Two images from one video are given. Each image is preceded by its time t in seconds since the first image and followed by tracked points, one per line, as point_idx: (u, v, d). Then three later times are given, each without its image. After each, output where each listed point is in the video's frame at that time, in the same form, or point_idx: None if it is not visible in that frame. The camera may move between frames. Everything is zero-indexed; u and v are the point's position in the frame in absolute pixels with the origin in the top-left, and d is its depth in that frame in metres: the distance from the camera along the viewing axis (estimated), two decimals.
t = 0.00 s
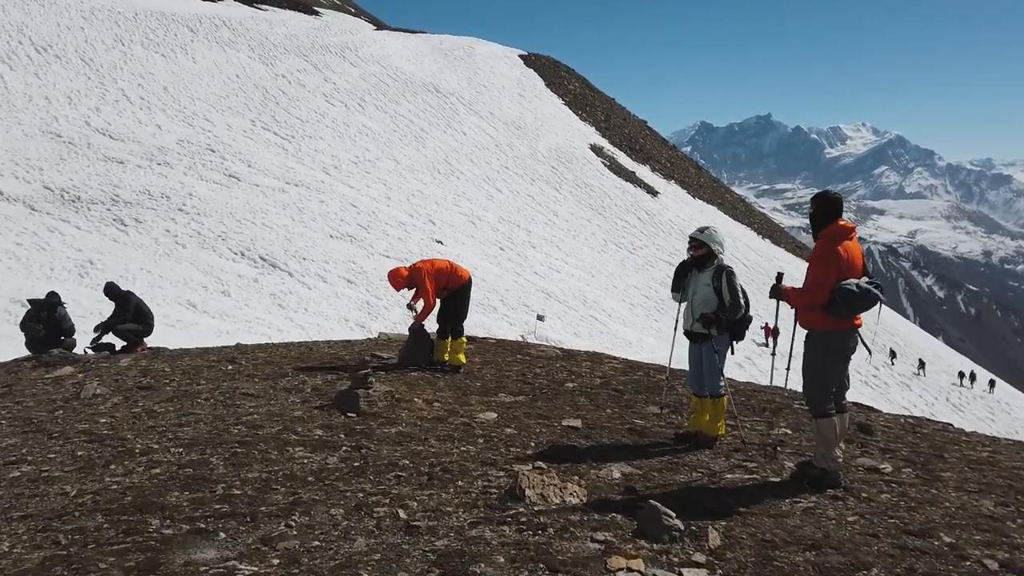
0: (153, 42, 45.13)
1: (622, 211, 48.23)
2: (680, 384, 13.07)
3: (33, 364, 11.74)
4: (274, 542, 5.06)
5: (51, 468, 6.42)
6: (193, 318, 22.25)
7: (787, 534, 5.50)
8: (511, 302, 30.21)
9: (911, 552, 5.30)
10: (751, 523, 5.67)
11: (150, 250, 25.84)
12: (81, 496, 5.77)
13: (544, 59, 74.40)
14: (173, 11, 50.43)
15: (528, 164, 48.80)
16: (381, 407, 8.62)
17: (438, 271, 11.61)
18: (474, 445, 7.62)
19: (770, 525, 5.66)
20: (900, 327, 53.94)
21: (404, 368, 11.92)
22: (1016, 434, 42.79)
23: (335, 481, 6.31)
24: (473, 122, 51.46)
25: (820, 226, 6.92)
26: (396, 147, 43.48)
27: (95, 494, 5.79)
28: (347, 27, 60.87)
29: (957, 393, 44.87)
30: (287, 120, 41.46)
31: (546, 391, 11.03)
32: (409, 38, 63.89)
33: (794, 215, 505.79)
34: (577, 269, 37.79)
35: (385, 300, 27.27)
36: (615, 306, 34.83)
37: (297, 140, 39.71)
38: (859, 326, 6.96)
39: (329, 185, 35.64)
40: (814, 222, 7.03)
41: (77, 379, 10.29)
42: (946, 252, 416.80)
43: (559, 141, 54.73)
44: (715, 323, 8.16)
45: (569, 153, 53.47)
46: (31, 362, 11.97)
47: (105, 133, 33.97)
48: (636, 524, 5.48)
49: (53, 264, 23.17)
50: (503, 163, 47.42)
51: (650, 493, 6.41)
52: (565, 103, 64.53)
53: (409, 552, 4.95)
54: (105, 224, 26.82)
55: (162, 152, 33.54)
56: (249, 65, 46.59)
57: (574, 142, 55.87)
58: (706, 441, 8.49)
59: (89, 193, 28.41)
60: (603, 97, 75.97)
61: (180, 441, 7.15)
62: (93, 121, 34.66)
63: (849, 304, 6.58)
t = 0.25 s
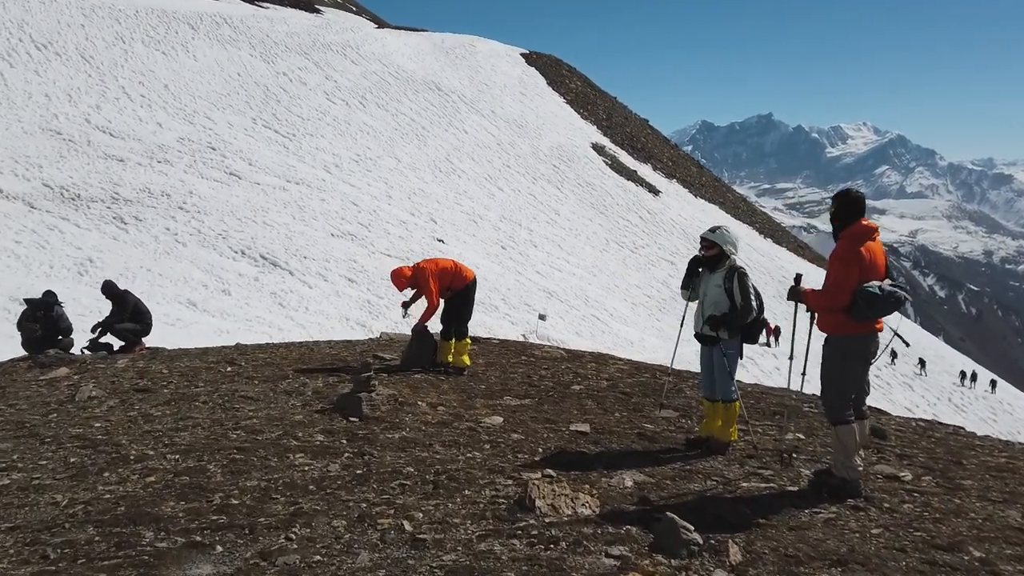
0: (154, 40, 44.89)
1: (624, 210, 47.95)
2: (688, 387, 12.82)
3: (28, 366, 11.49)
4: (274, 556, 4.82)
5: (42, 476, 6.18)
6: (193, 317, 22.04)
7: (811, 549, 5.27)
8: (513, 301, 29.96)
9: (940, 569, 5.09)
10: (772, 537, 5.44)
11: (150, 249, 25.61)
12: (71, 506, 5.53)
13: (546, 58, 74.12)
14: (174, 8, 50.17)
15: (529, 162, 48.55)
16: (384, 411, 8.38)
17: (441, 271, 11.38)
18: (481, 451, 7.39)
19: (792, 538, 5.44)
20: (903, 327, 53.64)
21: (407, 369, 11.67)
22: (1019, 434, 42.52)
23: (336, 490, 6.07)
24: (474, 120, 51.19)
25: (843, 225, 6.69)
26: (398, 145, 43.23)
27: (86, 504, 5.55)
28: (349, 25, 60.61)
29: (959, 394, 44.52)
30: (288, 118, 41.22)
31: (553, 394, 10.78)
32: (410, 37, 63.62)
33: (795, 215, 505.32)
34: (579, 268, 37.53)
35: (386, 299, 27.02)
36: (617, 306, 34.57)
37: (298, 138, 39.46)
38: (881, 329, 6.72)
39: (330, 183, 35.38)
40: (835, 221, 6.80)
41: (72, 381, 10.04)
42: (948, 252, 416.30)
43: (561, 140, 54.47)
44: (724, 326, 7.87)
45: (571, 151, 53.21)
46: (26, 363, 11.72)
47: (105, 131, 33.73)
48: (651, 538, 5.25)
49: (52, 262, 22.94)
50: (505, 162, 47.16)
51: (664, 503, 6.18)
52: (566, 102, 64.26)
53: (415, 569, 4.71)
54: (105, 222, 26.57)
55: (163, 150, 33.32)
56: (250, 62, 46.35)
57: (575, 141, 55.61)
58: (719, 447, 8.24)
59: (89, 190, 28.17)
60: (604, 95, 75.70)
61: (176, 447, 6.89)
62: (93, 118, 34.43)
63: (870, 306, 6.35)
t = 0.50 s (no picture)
0: (154, 37, 44.68)
1: (625, 209, 47.74)
2: (692, 388, 12.62)
3: (21, 366, 11.30)
4: (266, 569, 4.62)
5: (29, 482, 5.98)
6: (193, 316, 21.86)
7: (826, 562, 5.08)
8: (514, 300, 29.77)
9: None
10: (785, 549, 5.26)
11: (150, 247, 25.42)
12: (57, 515, 5.32)
13: (547, 56, 73.87)
14: (174, 6, 49.95)
15: (531, 161, 48.34)
16: (383, 414, 8.19)
17: (441, 271, 11.20)
18: (483, 457, 7.20)
19: (805, 551, 5.25)
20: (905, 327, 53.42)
21: (406, 371, 11.46)
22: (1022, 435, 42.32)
23: (333, 497, 5.88)
24: (475, 119, 50.98)
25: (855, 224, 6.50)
26: (398, 144, 43.02)
27: (73, 513, 5.36)
28: (349, 23, 60.39)
29: (961, 393, 44.20)
30: (288, 116, 41.02)
31: (555, 396, 10.57)
32: (411, 35, 63.42)
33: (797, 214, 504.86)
34: (580, 267, 37.34)
35: (386, 298, 26.83)
36: (618, 305, 34.38)
37: (299, 137, 39.25)
38: (894, 333, 6.52)
39: (330, 181, 35.18)
40: (847, 221, 6.60)
41: (66, 382, 9.84)
42: (949, 251, 415.77)
43: (562, 139, 54.26)
44: (731, 328, 7.66)
45: (572, 150, 52.98)
46: (20, 363, 11.52)
47: (105, 129, 33.54)
48: (659, 549, 5.07)
49: (51, 261, 22.75)
50: (506, 161, 46.94)
51: (672, 512, 5.98)
52: (567, 101, 64.04)
53: None
54: (104, 220, 26.37)
55: (163, 148, 33.12)
56: (250, 60, 46.16)
57: (577, 139, 55.39)
58: (726, 451, 8.04)
59: (88, 189, 27.99)
60: (605, 94, 75.45)
61: (168, 452, 6.69)
62: (93, 116, 34.24)
63: (884, 308, 6.15)
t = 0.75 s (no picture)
0: (153, 36, 44.43)
1: (626, 208, 47.49)
2: (694, 389, 12.36)
3: (10, 367, 11.05)
4: None
5: (5, 489, 5.74)
6: (190, 315, 21.64)
7: (836, 573, 4.85)
8: (514, 299, 29.54)
9: None
10: (792, 559, 5.02)
11: (148, 246, 25.20)
12: (31, 524, 5.08)
13: (547, 54, 73.60)
14: (173, 4, 49.70)
15: (531, 160, 48.08)
16: (376, 416, 7.95)
17: (437, 270, 10.93)
18: (478, 461, 6.96)
19: (814, 561, 5.01)
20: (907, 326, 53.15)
21: (402, 371, 11.23)
22: None
23: (321, 504, 5.64)
24: (476, 118, 50.73)
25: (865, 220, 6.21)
26: (398, 142, 42.78)
27: (47, 522, 5.12)
28: (349, 21, 60.13)
29: (963, 393, 43.71)
30: (288, 115, 40.77)
31: (554, 398, 10.31)
32: (411, 33, 63.16)
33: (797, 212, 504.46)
34: (581, 266, 37.10)
35: (386, 297, 26.60)
36: (619, 305, 34.15)
37: (298, 135, 39.01)
38: (902, 332, 6.26)
39: (330, 180, 34.95)
40: (854, 216, 6.32)
41: (53, 383, 9.60)
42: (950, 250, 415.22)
43: (563, 137, 54.00)
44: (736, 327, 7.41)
45: (573, 149, 52.73)
46: (8, 364, 11.28)
47: (103, 127, 33.31)
48: (661, 561, 4.83)
49: (47, 259, 22.53)
50: (506, 159, 46.68)
51: (674, 519, 5.75)
52: (568, 99, 63.78)
53: None
54: (102, 218, 26.14)
55: (161, 147, 32.89)
56: (250, 59, 45.92)
57: (578, 138, 55.15)
58: (730, 455, 7.78)
59: (86, 187, 27.76)
60: (606, 93, 75.19)
61: (151, 456, 6.45)
62: (92, 114, 34.01)
63: (892, 306, 5.89)
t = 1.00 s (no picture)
0: (151, 34, 44.13)
1: (626, 207, 47.22)
2: (693, 391, 12.10)
3: None
4: None
5: None
6: (186, 315, 21.40)
7: None
8: (513, 299, 29.28)
9: None
10: None
11: (144, 244, 24.94)
12: None
13: (547, 53, 73.28)
14: (171, 2, 49.38)
15: (531, 158, 47.80)
16: (363, 421, 7.69)
17: (428, 269, 10.67)
18: (466, 468, 6.70)
19: None
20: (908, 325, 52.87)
21: (393, 373, 10.97)
22: None
23: (298, 515, 5.39)
24: (475, 116, 50.43)
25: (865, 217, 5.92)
26: (397, 141, 42.50)
27: (8, 535, 4.86)
28: (349, 19, 59.80)
29: (964, 391, 43.56)
30: (287, 113, 40.49)
31: (549, 400, 10.05)
32: (411, 31, 62.84)
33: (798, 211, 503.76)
34: (581, 265, 36.82)
35: (384, 296, 26.33)
36: (619, 304, 33.88)
37: (297, 133, 38.73)
38: (906, 334, 5.98)
39: (329, 179, 34.68)
40: (854, 213, 6.03)
41: (35, 386, 9.34)
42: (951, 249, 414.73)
43: (563, 136, 53.70)
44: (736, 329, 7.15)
45: (573, 147, 52.43)
46: None
47: (100, 125, 33.04)
48: None
49: (42, 258, 22.26)
50: (506, 158, 46.40)
51: (670, 530, 5.49)
52: (568, 98, 63.48)
53: None
54: (98, 217, 25.88)
55: (159, 145, 32.61)
56: (249, 57, 45.62)
57: (577, 136, 54.87)
58: (729, 460, 7.51)
59: (83, 185, 27.48)
60: (606, 91, 74.88)
61: (124, 464, 6.21)
62: (89, 112, 33.73)
63: (895, 307, 5.61)
